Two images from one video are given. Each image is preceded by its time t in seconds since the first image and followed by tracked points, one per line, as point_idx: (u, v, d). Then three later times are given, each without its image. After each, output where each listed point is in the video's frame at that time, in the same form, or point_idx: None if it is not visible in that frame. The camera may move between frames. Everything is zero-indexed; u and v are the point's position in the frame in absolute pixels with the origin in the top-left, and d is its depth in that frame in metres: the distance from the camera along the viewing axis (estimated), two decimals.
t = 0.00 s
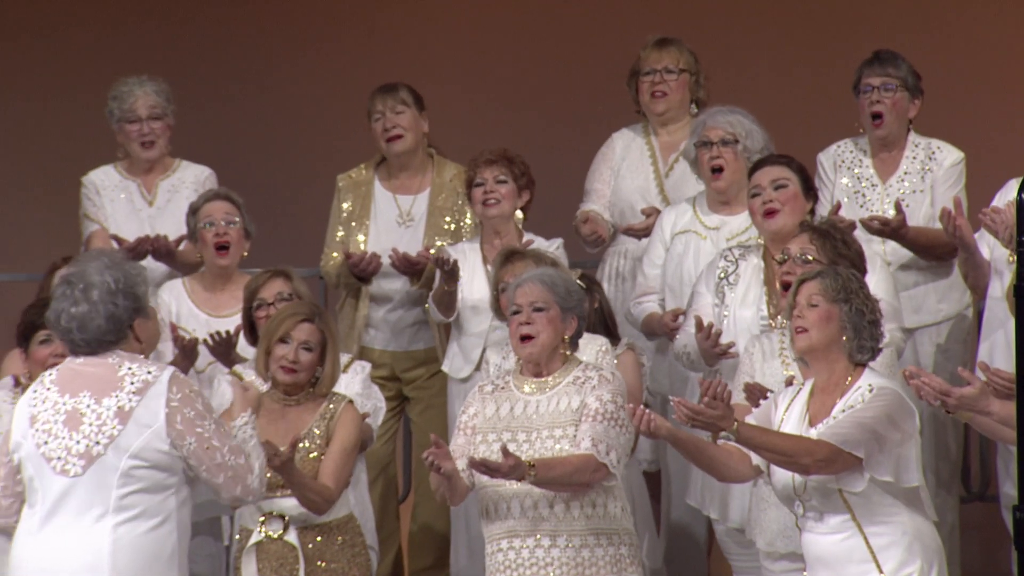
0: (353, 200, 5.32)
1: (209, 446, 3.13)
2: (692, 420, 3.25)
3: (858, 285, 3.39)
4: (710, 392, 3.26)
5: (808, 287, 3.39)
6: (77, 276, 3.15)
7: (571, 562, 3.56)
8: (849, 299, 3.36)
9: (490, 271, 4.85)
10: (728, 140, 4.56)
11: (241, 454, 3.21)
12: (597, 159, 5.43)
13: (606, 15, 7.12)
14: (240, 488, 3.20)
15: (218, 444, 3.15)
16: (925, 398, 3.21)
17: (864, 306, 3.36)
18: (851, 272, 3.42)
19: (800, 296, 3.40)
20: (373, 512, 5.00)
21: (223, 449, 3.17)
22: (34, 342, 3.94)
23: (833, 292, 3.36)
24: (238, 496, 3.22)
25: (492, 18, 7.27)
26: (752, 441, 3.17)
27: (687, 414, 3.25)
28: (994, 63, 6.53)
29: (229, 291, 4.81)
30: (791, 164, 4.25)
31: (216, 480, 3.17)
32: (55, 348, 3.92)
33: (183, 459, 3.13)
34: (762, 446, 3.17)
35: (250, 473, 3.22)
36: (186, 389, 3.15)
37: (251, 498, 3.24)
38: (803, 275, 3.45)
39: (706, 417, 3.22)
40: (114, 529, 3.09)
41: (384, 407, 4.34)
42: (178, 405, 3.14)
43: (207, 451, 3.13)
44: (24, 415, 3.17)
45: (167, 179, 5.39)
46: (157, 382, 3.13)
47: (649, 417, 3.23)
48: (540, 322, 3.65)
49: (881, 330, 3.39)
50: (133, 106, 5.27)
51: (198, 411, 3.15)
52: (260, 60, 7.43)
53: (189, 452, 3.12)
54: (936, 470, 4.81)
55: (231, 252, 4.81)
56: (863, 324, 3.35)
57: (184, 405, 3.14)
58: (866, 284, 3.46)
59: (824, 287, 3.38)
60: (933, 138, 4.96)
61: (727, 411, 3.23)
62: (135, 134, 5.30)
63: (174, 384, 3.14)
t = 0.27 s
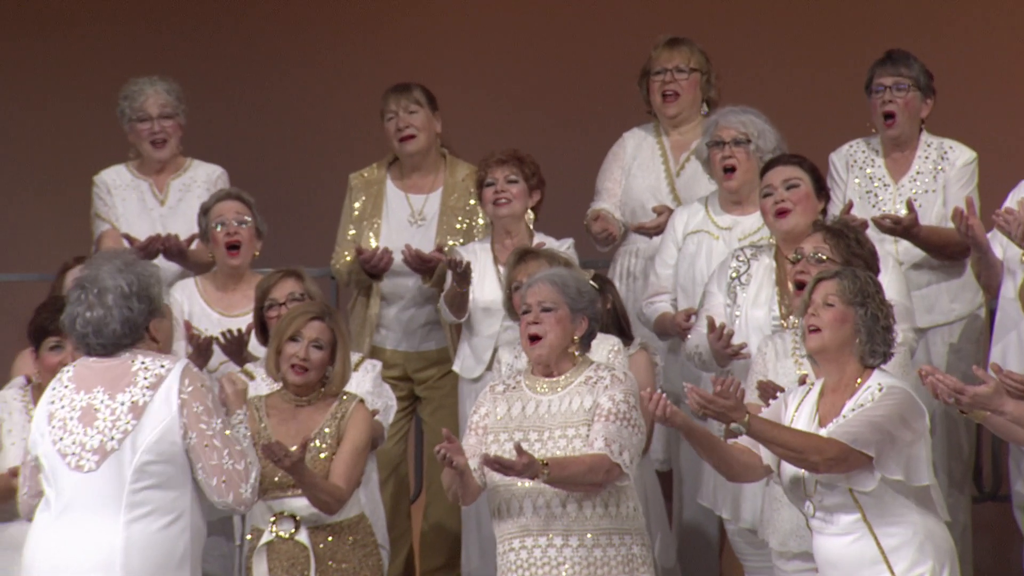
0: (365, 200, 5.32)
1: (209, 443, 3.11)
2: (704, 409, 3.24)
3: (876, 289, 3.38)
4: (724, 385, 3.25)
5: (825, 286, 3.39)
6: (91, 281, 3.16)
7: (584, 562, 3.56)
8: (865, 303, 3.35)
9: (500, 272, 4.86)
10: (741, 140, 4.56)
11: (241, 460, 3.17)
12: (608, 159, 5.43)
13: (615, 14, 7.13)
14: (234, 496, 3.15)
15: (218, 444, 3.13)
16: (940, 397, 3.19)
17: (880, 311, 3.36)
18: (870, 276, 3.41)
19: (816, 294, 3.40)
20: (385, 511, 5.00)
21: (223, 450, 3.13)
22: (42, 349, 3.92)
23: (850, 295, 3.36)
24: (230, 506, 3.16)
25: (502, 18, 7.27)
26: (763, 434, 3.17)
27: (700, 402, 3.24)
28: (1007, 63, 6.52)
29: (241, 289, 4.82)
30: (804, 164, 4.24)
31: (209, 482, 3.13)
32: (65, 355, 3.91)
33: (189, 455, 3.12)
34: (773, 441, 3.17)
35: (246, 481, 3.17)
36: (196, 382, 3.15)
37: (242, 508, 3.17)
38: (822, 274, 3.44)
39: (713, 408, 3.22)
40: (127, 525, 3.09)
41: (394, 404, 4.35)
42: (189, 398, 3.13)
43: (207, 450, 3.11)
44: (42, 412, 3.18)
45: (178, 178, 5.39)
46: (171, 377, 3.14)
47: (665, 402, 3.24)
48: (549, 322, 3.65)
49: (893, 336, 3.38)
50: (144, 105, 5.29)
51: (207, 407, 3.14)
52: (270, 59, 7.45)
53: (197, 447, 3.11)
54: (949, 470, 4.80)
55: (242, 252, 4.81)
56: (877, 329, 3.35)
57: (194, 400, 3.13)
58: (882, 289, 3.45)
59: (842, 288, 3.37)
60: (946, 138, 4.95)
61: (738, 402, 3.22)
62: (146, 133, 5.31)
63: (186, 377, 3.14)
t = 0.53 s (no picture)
0: (377, 200, 5.33)
1: (211, 439, 3.10)
2: (714, 411, 3.23)
3: (888, 295, 3.37)
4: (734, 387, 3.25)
5: (837, 287, 3.38)
6: (117, 273, 3.18)
7: (593, 562, 3.56)
8: (875, 307, 3.34)
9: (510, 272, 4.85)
10: (751, 140, 4.56)
11: (243, 459, 3.14)
12: (616, 158, 5.42)
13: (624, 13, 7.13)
14: (233, 493, 3.11)
15: (220, 439, 3.11)
16: (951, 403, 3.17)
17: (890, 317, 3.34)
18: (882, 280, 3.40)
19: (827, 294, 3.38)
20: (394, 511, 5.00)
21: (225, 446, 3.11)
22: (52, 353, 3.92)
23: (862, 298, 3.34)
24: (228, 505, 3.11)
25: (510, 16, 7.27)
26: (771, 441, 3.17)
27: (710, 403, 3.22)
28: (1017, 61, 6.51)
29: (251, 289, 4.82)
30: (814, 164, 4.24)
31: (210, 478, 3.11)
32: (74, 360, 3.91)
33: (197, 451, 3.12)
34: (781, 446, 3.17)
35: (246, 481, 3.13)
36: (208, 379, 3.14)
37: (241, 506, 3.12)
38: (835, 275, 3.44)
39: (721, 412, 3.21)
40: (136, 521, 3.08)
41: (404, 404, 4.35)
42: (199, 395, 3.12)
43: (209, 445, 3.10)
44: (58, 407, 3.19)
45: (188, 177, 5.40)
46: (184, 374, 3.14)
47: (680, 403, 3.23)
48: (559, 323, 3.64)
49: (902, 343, 3.37)
50: (151, 103, 5.31)
51: (216, 404, 3.13)
52: (278, 58, 7.45)
53: (204, 443, 3.10)
54: (959, 470, 4.79)
55: (250, 252, 4.82)
56: (885, 334, 3.33)
57: (203, 397, 3.12)
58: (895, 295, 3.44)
59: (853, 291, 3.36)
60: (955, 138, 4.94)
61: (745, 408, 3.22)
62: (155, 131, 5.32)
63: (200, 373, 3.14)
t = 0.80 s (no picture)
0: (389, 200, 5.33)
1: (222, 443, 3.11)
2: (719, 425, 3.22)
3: (896, 297, 3.36)
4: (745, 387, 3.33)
5: (845, 288, 3.37)
6: (126, 276, 3.18)
7: (603, 562, 3.55)
8: (883, 309, 3.33)
9: (521, 270, 4.85)
10: (763, 140, 4.55)
11: (253, 465, 3.14)
12: (626, 159, 5.42)
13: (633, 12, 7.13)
14: (241, 499, 3.11)
15: (231, 443, 3.12)
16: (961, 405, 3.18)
17: (897, 319, 3.34)
18: (891, 281, 3.39)
19: (835, 295, 3.38)
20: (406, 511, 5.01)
21: (236, 451, 3.12)
22: (63, 348, 3.94)
23: (870, 299, 3.34)
24: (235, 509, 3.12)
25: (521, 16, 7.27)
26: (778, 449, 3.16)
27: (714, 418, 3.22)
28: None
29: (262, 289, 4.83)
30: (826, 164, 4.23)
31: (219, 483, 3.12)
32: (85, 355, 3.93)
33: (207, 454, 3.13)
34: (790, 454, 3.16)
35: (253, 488, 3.13)
36: (220, 383, 3.15)
37: (248, 513, 3.13)
38: (843, 276, 3.43)
39: (728, 425, 3.20)
40: (146, 522, 3.09)
41: (417, 411, 4.33)
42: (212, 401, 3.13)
43: (221, 449, 3.11)
44: (70, 407, 3.19)
45: (199, 178, 5.40)
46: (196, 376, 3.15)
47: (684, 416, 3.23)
48: (572, 323, 3.64)
49: (910, 345, 3.36)
50: (162, 104, 5.32)
51: (228, 407, 3.13)
52: (289, 59, 7.46)
53: (216, 445, 3.11)
54: (971, 469, 4.79)
55: (262, 252, 4.82)
56: (893, 336, 3.32)
57: (216, 400, 3.13)
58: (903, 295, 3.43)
59: (862, 292, 3.35)
60: (967, 138, 4.93)
61: (751, 420, 3.20)
62: (166, 133, 5.33)
63: (212, 376, 3.14)
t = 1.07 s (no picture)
0: (404, 200, 5.33)
1: (234, 445, 3.12)
2: (730, 422, 3.22)
3: (904, 296, 3.35)
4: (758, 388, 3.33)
5: (853, 289, 3.36)
6: (139, 276, 3.19)
7: (616, 561, 3.55)
8: (891, 308, 3.32)
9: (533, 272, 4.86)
10: (776, 140, 4.54)
11: (264, 468, 3.16)
12: (638, 160, 5.42)
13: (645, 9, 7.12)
14: (251, 501, 3.12)
15: (242, 446, 3.13)
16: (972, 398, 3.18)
17: (906, 318, 3.32)
18: (899, 279, 3.38)
19: (843, 296, 3.37)
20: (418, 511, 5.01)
21: (247, 453, 3.13)
22: (75, 346, 3.94)
23: (877, 299, 3.33)
24: (246, 512, 3.13)
25: (532, 14, 7.26)
26: (790, 448, 3.16)
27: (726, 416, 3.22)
28: None
29: (274, 290, 4.84)
30: (837, 163, 4.22)
31: (229, 485, 3.12)
32: (98, 354, 3.93)
33: (218, 455, 3.13)
34: (801, 454, 3.16)
35: (263, 491, 3.14)
36: (232, 384, 3.16)
37: (258, 515, 3.13)
38: (851, 275, 3.42)
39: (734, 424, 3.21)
40: (157, 522, 3.09)
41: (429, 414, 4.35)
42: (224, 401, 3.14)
43: (233, 450, 3.12)
44: (82, 406, 3.20)
45: (211, 178, 5.41)
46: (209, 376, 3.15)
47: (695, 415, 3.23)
48: (586, 323, 3.64)
49: (919, 343, 3.35)
50: (173, 104, 5.32)
51: (240, 409, 3.15)
52: (300, 58, 7.46)
53: (227, 446, 3.12)
54: (983, 469, 4.77)
55: (280, 251, 4.83)
56: (901, 335, 3.32)
57: (229, 401, 3.14)
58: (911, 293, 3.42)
59: (869, 292, 3.34)
60: (981, 137, 4.92)
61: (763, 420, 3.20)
62: (178, 132, 5.33)
63: (225, 378, 3.15)
